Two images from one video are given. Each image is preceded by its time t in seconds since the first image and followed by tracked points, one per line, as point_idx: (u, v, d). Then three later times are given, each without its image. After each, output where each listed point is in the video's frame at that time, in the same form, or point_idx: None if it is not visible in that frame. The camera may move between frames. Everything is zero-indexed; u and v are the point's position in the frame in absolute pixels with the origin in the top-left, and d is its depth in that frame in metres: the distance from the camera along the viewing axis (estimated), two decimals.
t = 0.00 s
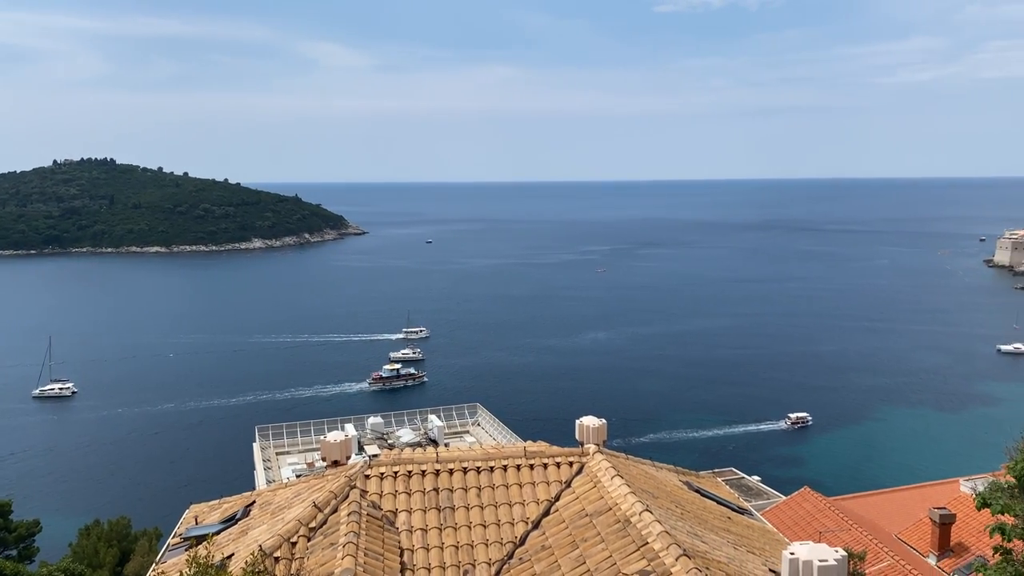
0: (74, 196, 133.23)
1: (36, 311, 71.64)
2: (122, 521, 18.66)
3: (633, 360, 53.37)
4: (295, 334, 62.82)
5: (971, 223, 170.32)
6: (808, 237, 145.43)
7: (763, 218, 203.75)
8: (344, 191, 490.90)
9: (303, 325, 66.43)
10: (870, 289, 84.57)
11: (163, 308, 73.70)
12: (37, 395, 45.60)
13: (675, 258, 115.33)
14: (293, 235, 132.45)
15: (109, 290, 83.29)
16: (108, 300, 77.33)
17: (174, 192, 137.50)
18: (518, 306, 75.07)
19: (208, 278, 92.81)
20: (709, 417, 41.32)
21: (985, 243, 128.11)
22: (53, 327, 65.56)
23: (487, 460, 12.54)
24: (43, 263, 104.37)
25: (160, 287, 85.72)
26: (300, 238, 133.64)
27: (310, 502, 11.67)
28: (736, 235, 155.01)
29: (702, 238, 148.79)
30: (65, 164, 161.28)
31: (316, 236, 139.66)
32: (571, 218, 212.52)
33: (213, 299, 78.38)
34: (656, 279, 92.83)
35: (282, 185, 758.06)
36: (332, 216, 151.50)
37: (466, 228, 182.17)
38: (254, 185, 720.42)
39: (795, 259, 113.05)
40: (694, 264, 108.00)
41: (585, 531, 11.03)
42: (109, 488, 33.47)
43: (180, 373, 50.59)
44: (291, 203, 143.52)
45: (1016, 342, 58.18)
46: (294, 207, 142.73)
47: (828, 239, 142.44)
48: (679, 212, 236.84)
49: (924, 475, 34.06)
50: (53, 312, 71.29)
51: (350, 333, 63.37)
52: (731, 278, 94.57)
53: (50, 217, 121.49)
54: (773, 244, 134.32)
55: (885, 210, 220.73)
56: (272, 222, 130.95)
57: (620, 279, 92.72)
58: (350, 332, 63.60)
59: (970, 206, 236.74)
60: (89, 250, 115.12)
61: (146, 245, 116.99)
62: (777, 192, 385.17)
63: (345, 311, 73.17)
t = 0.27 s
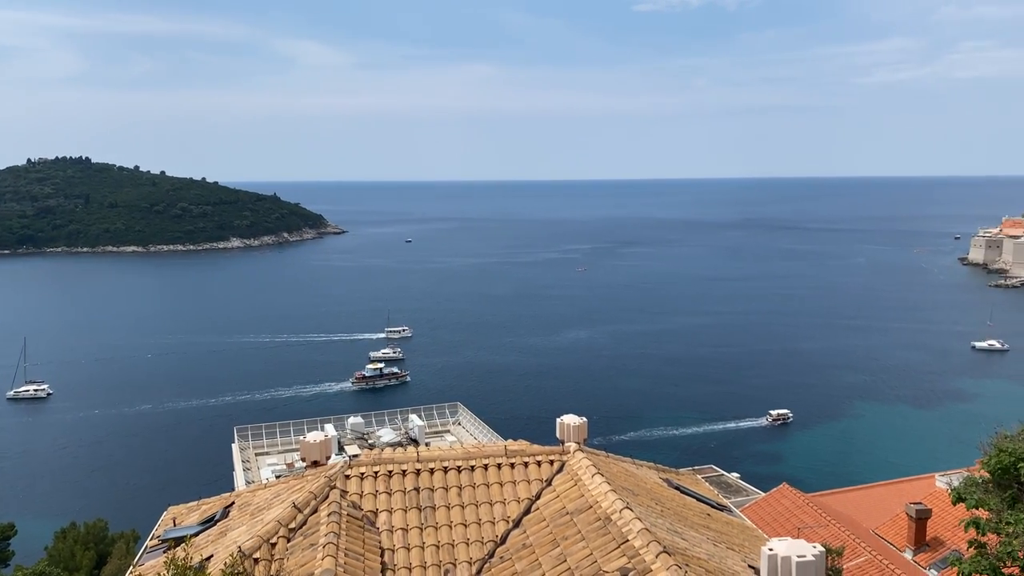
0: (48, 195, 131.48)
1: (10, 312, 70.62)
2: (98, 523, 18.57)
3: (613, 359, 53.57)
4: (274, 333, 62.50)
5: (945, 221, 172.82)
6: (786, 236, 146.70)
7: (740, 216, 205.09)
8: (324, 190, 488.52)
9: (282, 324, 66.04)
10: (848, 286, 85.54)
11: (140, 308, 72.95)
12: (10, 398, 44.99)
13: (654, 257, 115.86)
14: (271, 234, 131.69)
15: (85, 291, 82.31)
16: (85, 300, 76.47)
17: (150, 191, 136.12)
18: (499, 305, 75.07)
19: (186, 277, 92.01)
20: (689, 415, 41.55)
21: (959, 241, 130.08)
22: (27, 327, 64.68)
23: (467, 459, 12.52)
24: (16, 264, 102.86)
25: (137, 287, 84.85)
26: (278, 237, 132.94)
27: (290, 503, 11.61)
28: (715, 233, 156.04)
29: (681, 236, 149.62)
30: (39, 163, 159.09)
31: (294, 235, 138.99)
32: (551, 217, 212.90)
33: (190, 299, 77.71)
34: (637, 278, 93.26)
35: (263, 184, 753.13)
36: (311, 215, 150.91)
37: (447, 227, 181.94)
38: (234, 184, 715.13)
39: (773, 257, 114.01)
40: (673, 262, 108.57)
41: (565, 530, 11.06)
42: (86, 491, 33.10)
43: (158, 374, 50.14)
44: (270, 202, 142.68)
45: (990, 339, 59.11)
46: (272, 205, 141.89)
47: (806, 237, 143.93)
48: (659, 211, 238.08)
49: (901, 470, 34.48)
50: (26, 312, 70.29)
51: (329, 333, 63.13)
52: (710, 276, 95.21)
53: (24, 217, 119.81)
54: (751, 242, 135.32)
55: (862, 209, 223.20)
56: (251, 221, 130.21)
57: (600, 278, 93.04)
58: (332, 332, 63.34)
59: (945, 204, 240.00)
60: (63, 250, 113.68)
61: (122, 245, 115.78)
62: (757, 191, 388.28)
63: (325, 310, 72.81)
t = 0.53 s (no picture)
0: (22, 194, 129.70)
1: None
2: (75, 527, 18.42)
3: (594, 358, 53.70)
4: (254, 334, 62.12)
5: (920, 220, 175.05)
6: (765, 235, 147.81)
7: (719, 215, 206.44)
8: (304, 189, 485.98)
9: (263, 325, 65.62)
10: (827, 284, 86.40)
11: (117, 308, 72.19)
12: None
13: (634, 256, 116.30)
14: (250, 234, 130.90)
15: (61, 292, 81.31)
16: (60, 301, 75.52)
17: (127, 190, 134.67)
18: (480, 304, 75.06)
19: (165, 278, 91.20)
20: (671, 413, 41.73)
21: (935, 240, 131.87)
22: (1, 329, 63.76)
23: (449, 458, 12.50)
24: None
25: (114, 288, 83.94)
26: (257, 236, 132.13)
27: (270, 504, 11.54)
28: (695, 232, 156.95)
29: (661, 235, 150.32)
30: (12, 162, 156.83)
31: (274, 234, 138.33)
32: (531, 216, 213.04)
33: (169, 300, 77.02)
34: (617, 277, 93.60)
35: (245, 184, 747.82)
36: (290, 214, 150.17)
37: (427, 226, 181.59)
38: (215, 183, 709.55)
39: (752, 256, 114.85)
40: (654, 261, 109.04)
41: (547, 528, 11.07)
42: (63, 494, 32.71)
43: (136, 375, 49.66)
44: (249, 202, 141.83)
45: (966, 336, 59.90)
46: (251, 205, 141.07)
47: (785, 236, 145.23)
48: (639, 210, 239.07)
49: (879, 466, 34.88)
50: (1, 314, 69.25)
51: (309, 333, 62.85)
52: (690, 275, 95.73)
53: None
54: (730, 241, 136.18)
55: (839, 208, 225.44)
56: (230, 220, 129.32)
57: (581, 277, 93.23)
58: (314, 332, 63.05)
59: (921, 203, 243.04)
60: (39, 250, 112.25)
61: (99, 245, 114.63)
62: (737, 190, 390.98)
63: (305, 310, 72.42)
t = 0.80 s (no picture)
0: None
1: None
2: (53, 530, 18.24)
3: (576, 357, 53.82)
4: (234, 334, 61.72)
5: (896, 219, 177.13)
6: (745, 234, 148.70)
7: (699, 215, 207.50)
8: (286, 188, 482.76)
9: (243, 325, 65.22)
10: (806, 283, 87.14)
11: (95, 309, 71.36)
12: None
13: (616, 255, 116.61)
14: (230, 233, 130.00)
15: (38, 292, 80.26)
16: (36, 302, 74.52)
17: (105, 189, 133.16)
18: (461, 304, 74.98)
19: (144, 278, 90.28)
20: (653, 412, 41.92)
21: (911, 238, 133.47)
22: None
23: (430, 458, 12.49)
24: None
25: (91, 288, 82.99)
26: (237, 236, 131.28)
27: (250, 505, 11.47)
28: (676, 231, 157.71)
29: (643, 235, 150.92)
30: None
31: (254, 234, 137.47)
32: (513, 216, 212.98)
33: (148, 300, 76.29)
34: (599, 276, 93.83)
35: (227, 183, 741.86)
36: (270, 214, 149.35)
37: (408, 225, 181.00)
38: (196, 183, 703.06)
39: (733, 255, 115.51)
40: (635, 260, 109.41)
41: (529, 527, 11.08)
42: (39, 498, 32.32)
43: (114, 377, 49.13)
44: (228, 201, 140.81)
45: (943, 333, 60.65)
46: (231, 204, 140.07)
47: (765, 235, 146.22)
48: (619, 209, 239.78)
49: (858, 462, 35.23)
50: None
51: (289, 333, 62.54)
52: (671, 274, 96.18)
53: None
54: (711, 241, 136.90)
55: (817, 207, 227.34)
56: (209, 220, 128.35)
57: (562, 276, 93.38)
58: (296, 332, 62.75)
59: (897, 202, 246.06)
60: (14, 250, 110.76)
61: (76, 245, 113.27)
62: (718, 189, 393.56)
63: (285, 311, 72.01)
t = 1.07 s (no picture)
0: None
1: None
2: (29, 533, 18.06)
3: (558, 356, 53.94)
4: (215, 335, 61.31)
5: (873, 218, 179.07)
6: (725, 233, 149.68)
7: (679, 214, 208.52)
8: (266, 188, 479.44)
9: (224, 326, 64.78)
10: (786, 282, 87.88)
11: (72, 311, 70.55)
12: None
13: (597, 255, 116.95)
14: (209, 234, 129.12)
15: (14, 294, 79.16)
16: (12, 303, 73.53)
17: (82, 189, 131.63)
18: (443, 303, 74.91)
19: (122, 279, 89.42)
20: (635, 410, 42.12)
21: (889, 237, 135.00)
22: None
23: (412, 458, 12.46)
24: None
25: (68, 289, 82.04)
26: (216, 236, 130.41)
27: (230, 507, 11.40)
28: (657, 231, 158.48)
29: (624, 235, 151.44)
30: None
31: (234, 234, 136.57)
32: (494, 215, 212.99)
33: (126, 301, 75.56)
34: (581, 275, 94.03)
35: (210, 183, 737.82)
36: (250, 214, 148.47)
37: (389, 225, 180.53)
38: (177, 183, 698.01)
39: (713, 254, 116.16)
40: (616, 260, 109.77)
41: (510, 527, 11.08)
42: (16, 502, 31.94)
43: (93, 379, 48.61)
44: (208, 201, 139.78)
45: (921, 331, 61.41)
46: (209, 205, 139.06)
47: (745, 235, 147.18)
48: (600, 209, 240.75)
49: (837, 460, 35.56)
50: None
51: (271, 334, 62.23)
52: (652, 273, 96.61)
53: None
54: (691, 240, 137.62)
55: (795, 207, 229.30)
56: (188, 220, 127.38)
57: (544, 276, 93.55)
58: (278, 333, 62.44)
59: (874, 202, 248.96)
60: None
61: (52, 245, 111.92)
62: (700, 189, 395.94)
63: (265, 311, 71.60)
